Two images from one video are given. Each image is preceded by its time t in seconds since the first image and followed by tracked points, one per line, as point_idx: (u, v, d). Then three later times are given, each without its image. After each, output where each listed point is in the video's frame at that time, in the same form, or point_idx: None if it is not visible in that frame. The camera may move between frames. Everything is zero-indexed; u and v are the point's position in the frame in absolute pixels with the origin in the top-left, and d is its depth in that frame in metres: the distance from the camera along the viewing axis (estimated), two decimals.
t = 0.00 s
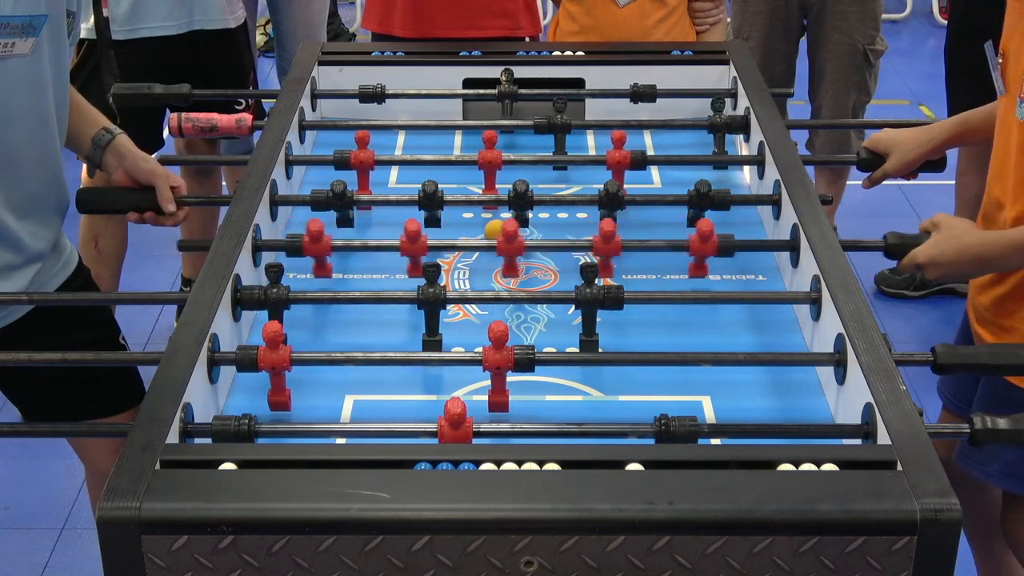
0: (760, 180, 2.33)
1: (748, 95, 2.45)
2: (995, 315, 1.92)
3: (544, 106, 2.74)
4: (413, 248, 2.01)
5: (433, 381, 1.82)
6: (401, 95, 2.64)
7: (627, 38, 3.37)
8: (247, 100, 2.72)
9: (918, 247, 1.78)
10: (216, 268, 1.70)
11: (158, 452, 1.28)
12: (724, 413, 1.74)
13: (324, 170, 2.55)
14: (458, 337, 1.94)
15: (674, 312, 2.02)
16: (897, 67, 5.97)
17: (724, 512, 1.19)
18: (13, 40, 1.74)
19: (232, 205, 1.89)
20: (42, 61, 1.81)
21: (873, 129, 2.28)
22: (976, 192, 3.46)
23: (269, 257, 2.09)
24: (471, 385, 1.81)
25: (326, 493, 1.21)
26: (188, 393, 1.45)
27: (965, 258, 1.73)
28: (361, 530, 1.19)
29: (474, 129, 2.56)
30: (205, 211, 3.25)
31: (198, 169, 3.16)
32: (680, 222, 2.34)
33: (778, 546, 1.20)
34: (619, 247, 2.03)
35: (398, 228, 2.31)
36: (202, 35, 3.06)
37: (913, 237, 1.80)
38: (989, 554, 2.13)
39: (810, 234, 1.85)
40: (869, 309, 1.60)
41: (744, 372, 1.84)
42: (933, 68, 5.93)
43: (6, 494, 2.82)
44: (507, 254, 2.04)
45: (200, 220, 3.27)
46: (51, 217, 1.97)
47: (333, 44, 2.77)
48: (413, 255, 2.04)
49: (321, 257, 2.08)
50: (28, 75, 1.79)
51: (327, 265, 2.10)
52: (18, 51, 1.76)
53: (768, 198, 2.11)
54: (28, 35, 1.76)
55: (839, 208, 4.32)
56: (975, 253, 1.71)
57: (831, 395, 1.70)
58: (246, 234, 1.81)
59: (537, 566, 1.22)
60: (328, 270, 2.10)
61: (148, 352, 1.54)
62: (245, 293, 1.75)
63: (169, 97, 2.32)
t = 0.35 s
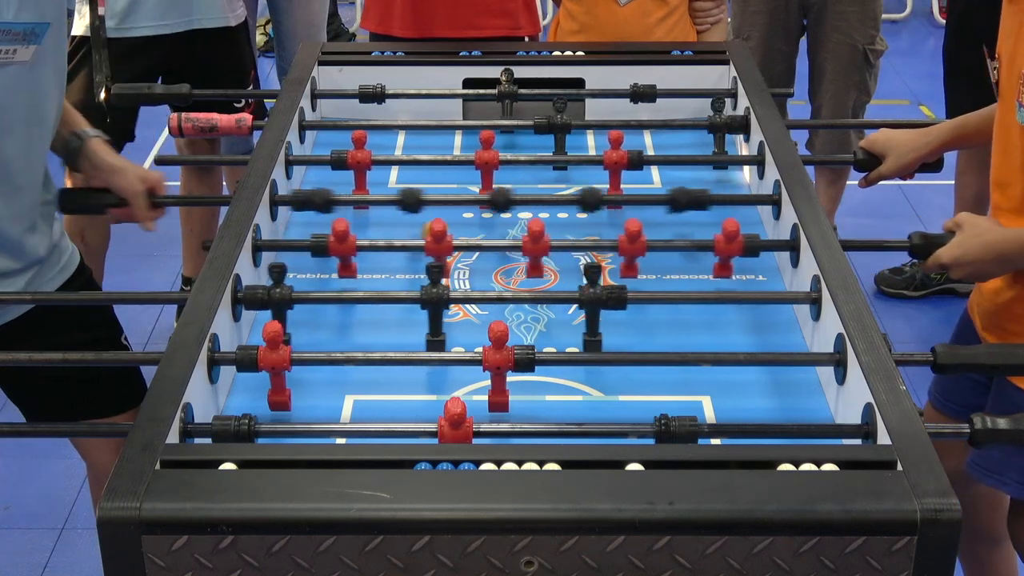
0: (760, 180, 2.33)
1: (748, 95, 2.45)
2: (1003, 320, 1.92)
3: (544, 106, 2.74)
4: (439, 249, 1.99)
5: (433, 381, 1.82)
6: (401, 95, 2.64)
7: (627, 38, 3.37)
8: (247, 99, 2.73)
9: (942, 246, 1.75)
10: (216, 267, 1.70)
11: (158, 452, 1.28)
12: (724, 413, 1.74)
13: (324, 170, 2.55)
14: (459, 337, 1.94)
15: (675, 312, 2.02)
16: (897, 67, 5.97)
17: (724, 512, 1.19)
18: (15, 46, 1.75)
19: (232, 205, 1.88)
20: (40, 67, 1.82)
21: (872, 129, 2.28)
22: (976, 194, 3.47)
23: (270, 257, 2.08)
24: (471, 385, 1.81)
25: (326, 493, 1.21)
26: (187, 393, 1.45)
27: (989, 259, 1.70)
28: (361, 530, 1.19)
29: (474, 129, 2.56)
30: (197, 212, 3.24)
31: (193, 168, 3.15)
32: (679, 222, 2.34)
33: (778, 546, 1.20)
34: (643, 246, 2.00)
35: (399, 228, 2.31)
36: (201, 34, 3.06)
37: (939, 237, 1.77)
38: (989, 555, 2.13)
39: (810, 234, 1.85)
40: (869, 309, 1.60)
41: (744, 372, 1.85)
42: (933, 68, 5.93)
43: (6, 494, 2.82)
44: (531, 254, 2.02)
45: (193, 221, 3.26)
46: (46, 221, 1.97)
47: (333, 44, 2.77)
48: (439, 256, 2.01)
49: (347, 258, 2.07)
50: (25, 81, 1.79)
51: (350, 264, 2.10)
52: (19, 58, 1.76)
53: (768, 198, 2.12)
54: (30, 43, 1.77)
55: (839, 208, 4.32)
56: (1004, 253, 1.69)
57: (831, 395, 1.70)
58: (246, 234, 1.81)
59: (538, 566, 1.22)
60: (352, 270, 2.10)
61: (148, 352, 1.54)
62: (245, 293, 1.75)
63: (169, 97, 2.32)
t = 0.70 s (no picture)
0: (760, 180, 2.33)
1: (748, 95, 2.45)
2: None
3: (544, 106, 2.74)
4: (486, 243, 1.98)
5: (433, 381, 1.82)
6: (401, 96, 2.64)
7: (627, 37, 3.37)
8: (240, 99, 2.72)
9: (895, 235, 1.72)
10: (216, 268, 1.70)
11: (158, 453, 1.28)
12: (723, 413, 1.74)
13: (324, 170, 2.55)
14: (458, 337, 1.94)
15: (674, 312, 2.02)
16: (897, 67, 5.97)
17: (724, 512, 1.19)
18: (28, 48, 1.75)
19: (232, 205, 1.88)
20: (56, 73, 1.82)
21: (872, 129, 2.29)
22: (976, 194, 3.47)
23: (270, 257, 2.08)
24: (470, 385, 1.81)
25: (326, 493, 1.21)
26: (187, 393, 1.45)
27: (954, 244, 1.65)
28: (361, 530, 1.19)
29: (473, 129, 2.56)
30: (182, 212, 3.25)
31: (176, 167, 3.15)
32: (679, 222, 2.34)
33: (778, 546, 1.20)
34: (688, 242, 1.97)
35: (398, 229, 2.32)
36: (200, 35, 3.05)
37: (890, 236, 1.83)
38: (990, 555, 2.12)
39: (810, 233, 1.85)
40: (869, 309, 1.60)
41: (744, 372, 1.85)
42: (933, 68, 5.93)
43: (6, 494, 2.82)
44: (579, 251, 1.97)
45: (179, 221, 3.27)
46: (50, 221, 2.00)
47: (333, 44, 2.77)
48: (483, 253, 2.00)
49: (388, 267, 2.03)
50: (35, 82, 1.80)
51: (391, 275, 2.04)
52: (31, 60, 1.76)
53: (767, 198, 2.12)
54: (43, 44, 1.76)
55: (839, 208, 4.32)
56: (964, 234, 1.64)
57: (830, 395, 1.70)
58: (246, 235, 1.81)
59: (537, 566, 1.22)
60: (393, 281, 2.04)
61: (148, 352, 1.54)
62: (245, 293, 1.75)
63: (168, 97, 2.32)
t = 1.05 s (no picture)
0: (760, 180, 2.33)
1: (748, 95, 2.45)
2: None
3: (544, 106, 2.74)
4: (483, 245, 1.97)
5: (433, 381, 1.82)
6: (401, 96, 2.64)
7: (627, 37, 3.37)
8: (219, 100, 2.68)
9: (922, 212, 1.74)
10: (217, 267, 1.70)
11: (158, 453, 1.28)
12: (724, 412, 1.74)
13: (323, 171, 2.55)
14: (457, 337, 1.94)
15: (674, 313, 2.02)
16: (896, 66, 5.97)
17: (724, 512, 1.19)
18: (37, 45, 1.80)
19: (232, 205, 1.88)
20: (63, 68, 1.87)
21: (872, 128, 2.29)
22: (976, 194, 3.48)
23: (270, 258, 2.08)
24: (470, 385, 1.81)
25: (326, 493, 1.21)
26: (187, 393, 1.45)
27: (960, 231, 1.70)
28: (361, 530, 1.19)
29: (473, 129, 2.56)
30: (167, 212, 3.25)
31: (156, 169, 3.14)
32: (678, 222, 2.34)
33: (778, 546, 1.20)
34: (687, 241, 1.96)
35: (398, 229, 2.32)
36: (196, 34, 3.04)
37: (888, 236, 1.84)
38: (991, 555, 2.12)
39: (810, 234, 1.85)
40: (869, 309, 1.60)
41: (744, 372, 1.85)
42: (933, 68, 5.93)
43: (6, 494, 2.82)
44: (578, 251, 1.97)
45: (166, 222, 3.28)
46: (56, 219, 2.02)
47: (333, 44, 2.77)
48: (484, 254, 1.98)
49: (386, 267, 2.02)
50: (42, 80, 1.84)
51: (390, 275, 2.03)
52: (41, 56, 1.81)
53: (767, 198, 2.11)
54: (52, 40, 1.82)
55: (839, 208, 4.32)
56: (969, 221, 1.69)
57: (831, 395, 1.70)
58: (246, 235, 1.81)
59: (537, 566, 1.22)
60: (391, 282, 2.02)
61: (148, 353, 1.54)
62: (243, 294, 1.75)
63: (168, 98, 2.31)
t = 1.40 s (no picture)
0: (760, 180, 2.33)
1: (748, 95, 2.45)
2: None
3: (544, 106, 2.74)
4: (482, 246, 1.96)
5: (433, 381, 1.83)
6: (401, 96, 2.64)
7: (627, 37, 3.37)
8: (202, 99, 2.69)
9: None
10: (217, 267, 1.70)
11: (159, 453, 1.28)
12: (724, 413, 1.74)
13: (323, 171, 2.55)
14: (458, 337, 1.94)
15: (674, 313, 2.02)
16: (896, 66, 5.97)
17: (724, 512, 1.19)
18: (42, 43, 1.80)
19: (232, 205, 1.88)
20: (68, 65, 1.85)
21: (872, 128, 2.28)
22: (977, 195, 3.49)
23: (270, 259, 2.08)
24: (471, 385, 1.81)
25: (326, 493, 1.21)
26: (187, 393, 1.45)
27: None
28: (361, 530, 1.19)
29: (473, 128, 2.56)
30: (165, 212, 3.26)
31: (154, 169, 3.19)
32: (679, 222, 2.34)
33: (778, 546, 1.20)
34: (687, 241, 1.96)
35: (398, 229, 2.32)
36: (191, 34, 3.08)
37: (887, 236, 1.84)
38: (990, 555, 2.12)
39: (810, 234, 1.85)
40: (869, 309, 1.60)
41: (744, 372, 1.85)
42: (933, 68, 5.93)
43: (6, 494, 2.82)
44: (576, 253, 1.97)
45: (164, 222, 3.29)
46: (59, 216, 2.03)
47: (333, 44, 2.77)
48: (484, 254, 1.98)
49: (387, 267, 2.02)
50: (47, 78, 1.83)
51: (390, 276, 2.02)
52: (47, 54, 1.81)
53: (767, 198, 2.11)
54: (57, 38, 1.82)
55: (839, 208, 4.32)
56: None
57: (831, 395, 1.70)
58: (246, 235, 1.81)
59: (538, 566, 1.22)
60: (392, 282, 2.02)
61: (148, 353, 1.54)
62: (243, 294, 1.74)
63: (168, 97, 2.31)
